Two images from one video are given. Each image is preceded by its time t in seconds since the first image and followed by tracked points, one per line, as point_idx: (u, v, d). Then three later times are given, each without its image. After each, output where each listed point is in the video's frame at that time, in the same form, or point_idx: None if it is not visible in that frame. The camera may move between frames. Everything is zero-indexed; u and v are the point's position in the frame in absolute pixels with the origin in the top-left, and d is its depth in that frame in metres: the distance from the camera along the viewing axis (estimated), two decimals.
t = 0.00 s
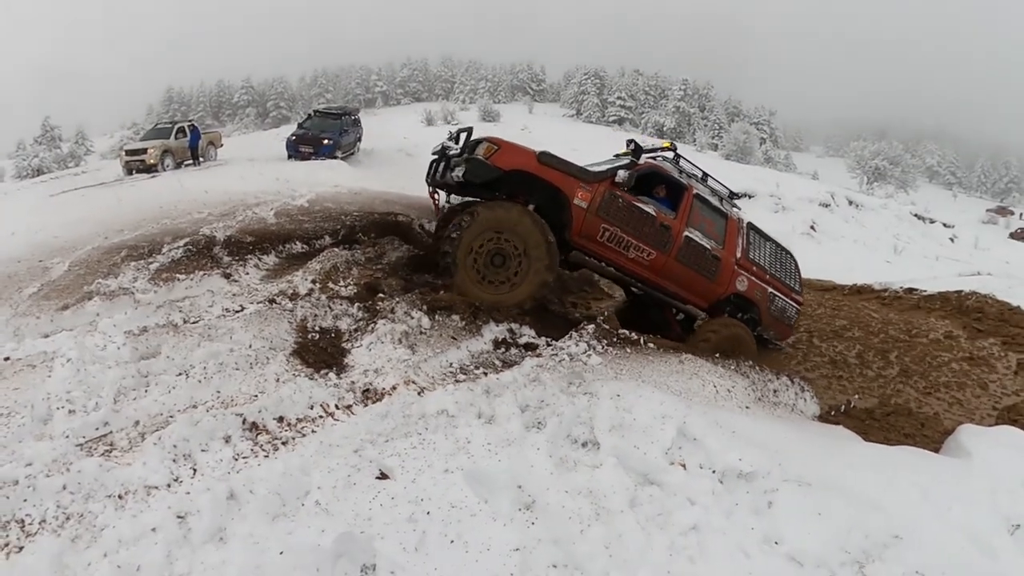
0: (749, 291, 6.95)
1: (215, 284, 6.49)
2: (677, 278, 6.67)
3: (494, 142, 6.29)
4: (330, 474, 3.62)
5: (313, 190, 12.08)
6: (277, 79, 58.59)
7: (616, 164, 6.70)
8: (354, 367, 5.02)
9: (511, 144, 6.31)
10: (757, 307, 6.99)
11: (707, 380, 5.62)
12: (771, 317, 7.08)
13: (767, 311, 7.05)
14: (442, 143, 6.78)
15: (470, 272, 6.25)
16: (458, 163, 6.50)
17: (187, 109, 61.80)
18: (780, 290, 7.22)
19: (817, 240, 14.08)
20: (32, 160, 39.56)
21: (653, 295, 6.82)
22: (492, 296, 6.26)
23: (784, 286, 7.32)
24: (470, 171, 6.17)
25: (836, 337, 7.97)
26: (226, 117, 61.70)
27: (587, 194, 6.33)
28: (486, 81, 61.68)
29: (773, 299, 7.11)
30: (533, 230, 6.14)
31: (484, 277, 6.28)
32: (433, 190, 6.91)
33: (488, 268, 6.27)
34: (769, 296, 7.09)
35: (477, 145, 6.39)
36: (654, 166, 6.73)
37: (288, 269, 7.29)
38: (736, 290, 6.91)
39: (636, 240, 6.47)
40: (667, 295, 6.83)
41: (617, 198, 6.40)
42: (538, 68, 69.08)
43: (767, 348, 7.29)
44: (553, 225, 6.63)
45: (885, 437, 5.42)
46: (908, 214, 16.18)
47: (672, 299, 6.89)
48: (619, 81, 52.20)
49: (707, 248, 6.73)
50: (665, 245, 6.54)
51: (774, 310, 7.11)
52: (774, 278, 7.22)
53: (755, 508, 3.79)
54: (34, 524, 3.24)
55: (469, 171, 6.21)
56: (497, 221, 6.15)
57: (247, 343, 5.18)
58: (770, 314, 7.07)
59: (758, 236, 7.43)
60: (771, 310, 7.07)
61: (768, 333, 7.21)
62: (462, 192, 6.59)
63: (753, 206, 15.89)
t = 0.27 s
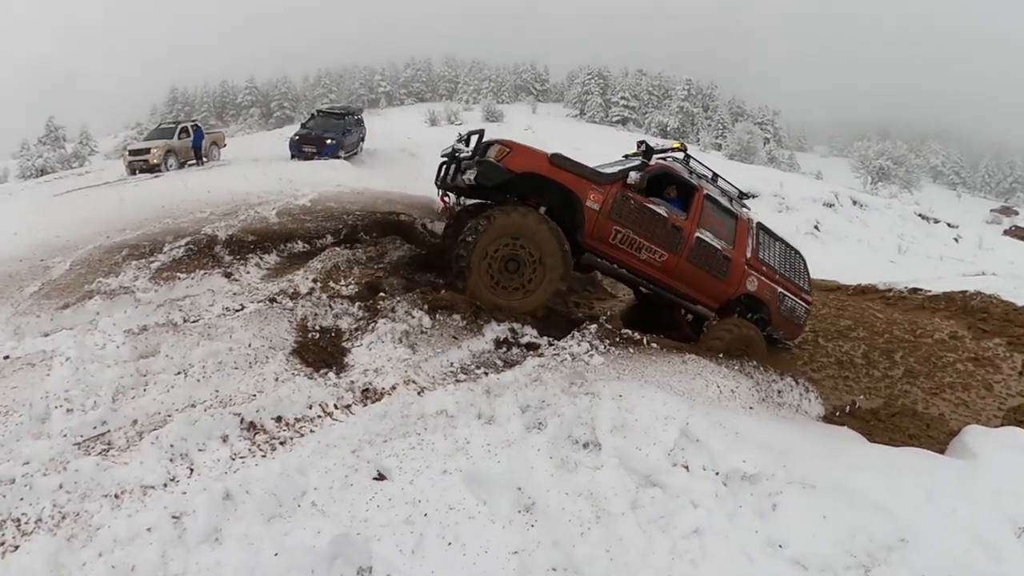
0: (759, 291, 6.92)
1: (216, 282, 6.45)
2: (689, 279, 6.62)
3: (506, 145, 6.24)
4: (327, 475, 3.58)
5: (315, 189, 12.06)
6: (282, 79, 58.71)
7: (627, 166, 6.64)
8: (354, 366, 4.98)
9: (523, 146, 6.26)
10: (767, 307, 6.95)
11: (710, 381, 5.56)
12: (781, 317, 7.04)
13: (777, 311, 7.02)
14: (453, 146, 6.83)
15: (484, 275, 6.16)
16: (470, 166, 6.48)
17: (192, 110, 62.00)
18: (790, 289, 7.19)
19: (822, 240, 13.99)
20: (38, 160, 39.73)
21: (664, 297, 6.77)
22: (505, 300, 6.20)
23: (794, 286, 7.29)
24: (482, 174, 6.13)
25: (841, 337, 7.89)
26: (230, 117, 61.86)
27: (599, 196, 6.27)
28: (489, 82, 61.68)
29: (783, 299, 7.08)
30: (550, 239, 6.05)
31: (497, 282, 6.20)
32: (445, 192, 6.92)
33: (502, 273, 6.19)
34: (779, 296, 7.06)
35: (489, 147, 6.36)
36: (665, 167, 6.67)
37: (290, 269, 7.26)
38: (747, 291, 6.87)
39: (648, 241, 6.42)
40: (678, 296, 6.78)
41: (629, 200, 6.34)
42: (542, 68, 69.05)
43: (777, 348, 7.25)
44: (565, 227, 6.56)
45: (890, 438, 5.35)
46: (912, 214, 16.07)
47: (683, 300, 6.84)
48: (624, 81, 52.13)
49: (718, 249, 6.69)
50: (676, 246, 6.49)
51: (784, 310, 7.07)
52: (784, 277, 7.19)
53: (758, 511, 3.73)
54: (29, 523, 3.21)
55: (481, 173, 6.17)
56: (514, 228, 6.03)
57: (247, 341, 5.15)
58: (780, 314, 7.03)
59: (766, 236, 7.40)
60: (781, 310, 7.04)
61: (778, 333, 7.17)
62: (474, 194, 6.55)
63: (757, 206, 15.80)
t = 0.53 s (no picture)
0: (762, 292, 6.94)
1: (219, 283, 6.49)
2: (691, 281, 6.64)
3: (508, 147, 6.28)
4: (331, 475, 3.61)
5: (318, 189, 12.09)
6: (284, 78, 58.73)
7: (629, 168, 6.67)
8: (357, 367, 5.01)
9: (525, 148, 6.29)
10: (769, 308, 6.97)
11: (712, 382, 5.58)
12: (783, 318, 7.07)
13: (779, 312, 7.04)
14: (455, 147, 6.86)
15: (487, 277, 6.17)
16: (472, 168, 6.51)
17: (194, 108, 62.06)
18: (792, 290, 7.21)
19: (824, 241, 14.00)
20: (41, 160, 39.82)
21: (666, 298, 6.79)
22: (508, 302, 6.21)
23: (796, 287, 7.31)
24: (484, 176, 6.16)
25: (844, 338, 7.90)
26: (233, 116, 61.93)
27: (601, 197, 6.30)
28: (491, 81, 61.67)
29: (785, 299, 7.09)
30: (553, 241, 6.08)
31: (500, 283, 6.21)
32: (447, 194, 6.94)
33: (504, 275, 6.20)
34: (781, 296, 7.08)
35: (491, 149, 6.39)
36: (667, 168, 6.69)
37: (293, 269, 7.30)
38: (749, 291, 6.89)
39: (650, 243, 6.44)
40: (681, 297, 6.80)
41: (631, 201, 6.36)
42: (544, 67, 69.03)
43: (780, 348, 7.27)
44: (567, 229, 6.59)
45: (891, 439, 5.37)
46: (914, 214, 16.07)
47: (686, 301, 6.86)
48: (626, 80, 52.10)
49: (721, 250, 6.71)
50: (679, 248, 6.51)
51: (786, 311, 7.09)
52: (786, 278, 7.21)
53: (758, 511, 3.76)
54: (36, 523, 3.24)
55: (483, 175, 6.21)
56: (517, 229, 6.06)
57: (251, 342, 5.19)
58: (782, 315, 7.05)
59: (769, 237, 7.42)
60: (783, 310, 7.06)
61: (780, 333, 7.19)
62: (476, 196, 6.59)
63: (759, 206, 15.81)
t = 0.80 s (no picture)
0: (763, 288, 6.92)
1: (218, 279, 6.49)
2: (692, 276, 6.62)
3: (509, 142, 6.26)
4: (327, 469, 3.60)
5: (318, 186, 12.09)
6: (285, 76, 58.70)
7: (630, 164, 6.66)
8: (355, 362, 5.00)
9: (526, 144, 6.28)
10: (771, 304, 6.95)
11: (711, 377, 5.57)
12: (784, 314, 7.05)
13: (780, 307, 7.02)
14: (456, 144, 6.85)
15: (487, 272, 6.14)
16: (473, 164, 6.49)
17: (196, 106, 62.06)
18: (793, 286, 7.19)
19: (825, 238, 13.97)
20: (42, 157, 39.84)
21: (667, 294, 6.77)
22: (507, 298, 6.18)
23: (797, 282, 7.29)
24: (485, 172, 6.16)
25: (845, 335, 7.88)
26: (234, 113, 61.92)
27: (601, 193, 6.28)
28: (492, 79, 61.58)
29: (786, 295, 7.08)
30: (554, 237, 6.06)
31: (500, 279, 6.18)
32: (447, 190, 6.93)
33: (505, 270, 6.18)
34: (782, 292, 7.06)
35: (492, 145, 6.38)
36: (667, 164, 6.68)
37: (292, 265, 7.29)
38: (750, 287, 6.87)
39: (651, 238, 6.42)
40: (681, 293, 6.78)
41: (632, 197, 6.35)
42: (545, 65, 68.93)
43: (781, 344, 7.25)
44: (568, 225, 6.58)
45: (891, 436, 5.36)
46: (916, 211, 16.03)
47: (687, 297, 6.84)
48: (627, 78, 52.02)
49: (722, 246, 6.69)
50: (680, 243, 6.49)
51: (787, 307, 7.08)
52: (787, 274, 7.19)
53: (756, 507, 3.75)
54: (33, 517, 3.24)
55: (484, 171, 6.20)
56: (519, 225, 6.04)
57: (249, 337, 5.18)
58: (783, 311, 7.03)
59: (770, 233, 7.40)
60: (784, 306, 7.04)
61: (781, 329, 7.17)
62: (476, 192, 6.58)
63: (760, 203, 15.78)
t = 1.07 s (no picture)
0: (762, 285, 6.93)
1: (216, 277, 6.49)
2: (692, 274, 6.63)
3: (508, 140, 6.26)
4: (322, 465, 3.61)
5: (316, 184, 12.09)
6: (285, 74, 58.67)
7: (629, 162, 6.66)
8: (351, 359, 5.01)
9: (525, 142, 6.27)
10: (770, 301, 6.96)
11: (708, 375, 5.58)
12: (784, 311, 7.06)
13: (780, 305, 7.03)
14: (455, 142, 6.83)
15: (486, 270, 6.13)
16: (472, 161, 6.49)
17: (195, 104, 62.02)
18: (792, 283, 7.20)
19: (823, 236, 13.97)
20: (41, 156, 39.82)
21: (667, 292, 6.78)
22: (505, 295, 6.18)
23: (796, 280, 7.30)
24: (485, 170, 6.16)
25: (844, 333, 7.89)
26: (233, 112, 61.90)
27: (601, 191, 6.29)
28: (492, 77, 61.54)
29: (785, 293, 7.09)
30: (554, 237, 6.06)
31: (499, 277, 6.18)
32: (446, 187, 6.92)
33: (504, 268, 6.18)
34: (781, 289, 7.07)
35: (491, 143, 6.37)
36: (666, 162, 6.68)
37: (290, 263, 7.30)
38: (749, 284, 6.88)
39: (651, 236, 6.42)
40: (681, 291, 6.78)
41: (631, 195, 6.35)
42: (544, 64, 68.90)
43: (780, 342, 7.26)
44: (567, 223, 6.58)
45: (888, 433, 5.36)
46: (914, 209, 16.02)
47: (686, 295, 6.84)
48: (627, 77, 51.99)
49: (721, 243, 6.70)
50: (679, 241, 6.50)
51: (786, 304, 7.08)
52: (786, 271, 7.21)
53: (751, 503, 3.76)
54: (30, 513, 3.25)
55: (484, 169, 6.20)
56: (520, 223, 6.04)
57: (246, 334, 5.18)
58: (783, 308, 7.04)
59: (769, 230, 7.42)
60: (783, 303, 7.05)
61: (780, 327, 7.18)
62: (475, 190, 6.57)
63: (759, 202, 15.77)
